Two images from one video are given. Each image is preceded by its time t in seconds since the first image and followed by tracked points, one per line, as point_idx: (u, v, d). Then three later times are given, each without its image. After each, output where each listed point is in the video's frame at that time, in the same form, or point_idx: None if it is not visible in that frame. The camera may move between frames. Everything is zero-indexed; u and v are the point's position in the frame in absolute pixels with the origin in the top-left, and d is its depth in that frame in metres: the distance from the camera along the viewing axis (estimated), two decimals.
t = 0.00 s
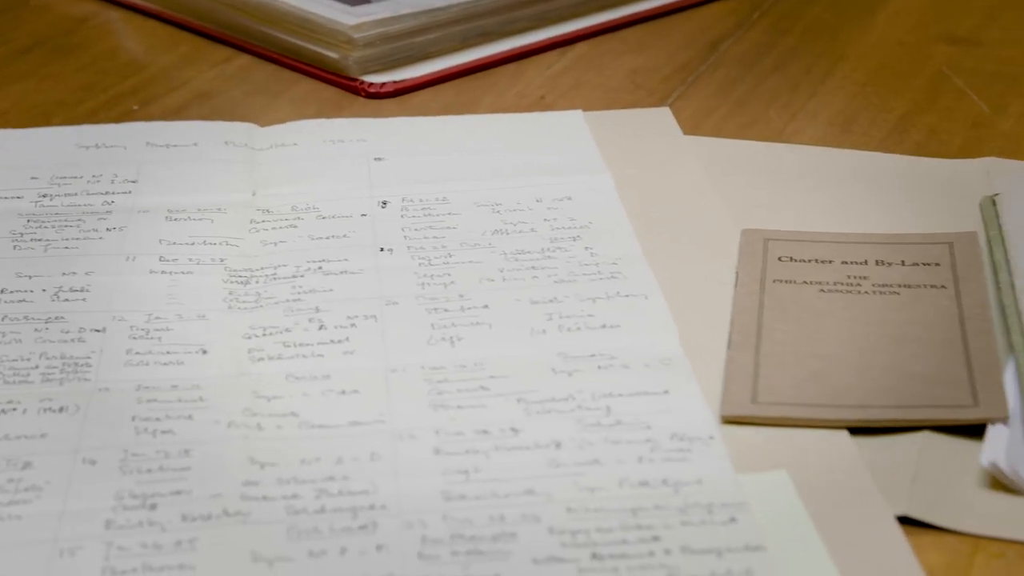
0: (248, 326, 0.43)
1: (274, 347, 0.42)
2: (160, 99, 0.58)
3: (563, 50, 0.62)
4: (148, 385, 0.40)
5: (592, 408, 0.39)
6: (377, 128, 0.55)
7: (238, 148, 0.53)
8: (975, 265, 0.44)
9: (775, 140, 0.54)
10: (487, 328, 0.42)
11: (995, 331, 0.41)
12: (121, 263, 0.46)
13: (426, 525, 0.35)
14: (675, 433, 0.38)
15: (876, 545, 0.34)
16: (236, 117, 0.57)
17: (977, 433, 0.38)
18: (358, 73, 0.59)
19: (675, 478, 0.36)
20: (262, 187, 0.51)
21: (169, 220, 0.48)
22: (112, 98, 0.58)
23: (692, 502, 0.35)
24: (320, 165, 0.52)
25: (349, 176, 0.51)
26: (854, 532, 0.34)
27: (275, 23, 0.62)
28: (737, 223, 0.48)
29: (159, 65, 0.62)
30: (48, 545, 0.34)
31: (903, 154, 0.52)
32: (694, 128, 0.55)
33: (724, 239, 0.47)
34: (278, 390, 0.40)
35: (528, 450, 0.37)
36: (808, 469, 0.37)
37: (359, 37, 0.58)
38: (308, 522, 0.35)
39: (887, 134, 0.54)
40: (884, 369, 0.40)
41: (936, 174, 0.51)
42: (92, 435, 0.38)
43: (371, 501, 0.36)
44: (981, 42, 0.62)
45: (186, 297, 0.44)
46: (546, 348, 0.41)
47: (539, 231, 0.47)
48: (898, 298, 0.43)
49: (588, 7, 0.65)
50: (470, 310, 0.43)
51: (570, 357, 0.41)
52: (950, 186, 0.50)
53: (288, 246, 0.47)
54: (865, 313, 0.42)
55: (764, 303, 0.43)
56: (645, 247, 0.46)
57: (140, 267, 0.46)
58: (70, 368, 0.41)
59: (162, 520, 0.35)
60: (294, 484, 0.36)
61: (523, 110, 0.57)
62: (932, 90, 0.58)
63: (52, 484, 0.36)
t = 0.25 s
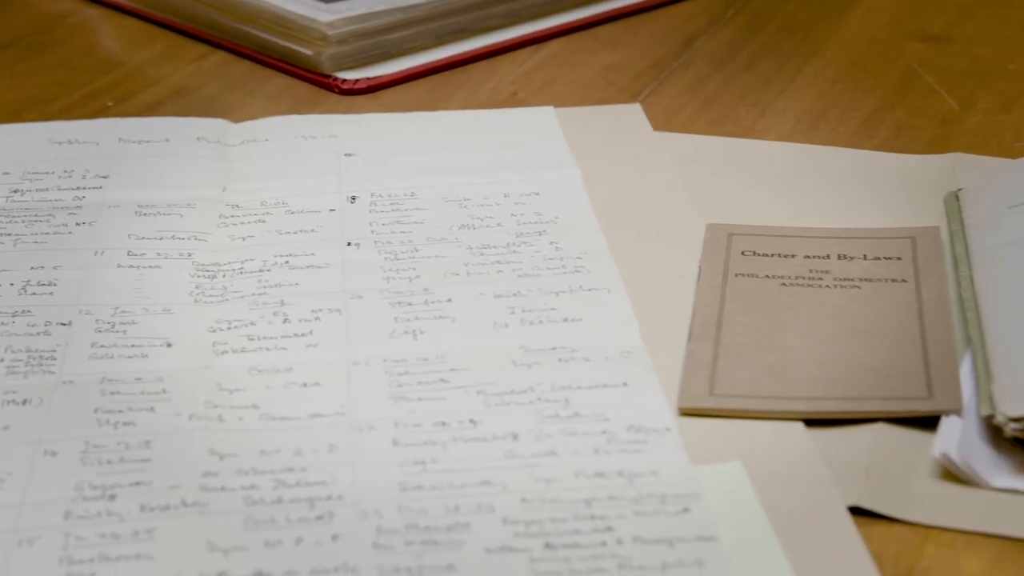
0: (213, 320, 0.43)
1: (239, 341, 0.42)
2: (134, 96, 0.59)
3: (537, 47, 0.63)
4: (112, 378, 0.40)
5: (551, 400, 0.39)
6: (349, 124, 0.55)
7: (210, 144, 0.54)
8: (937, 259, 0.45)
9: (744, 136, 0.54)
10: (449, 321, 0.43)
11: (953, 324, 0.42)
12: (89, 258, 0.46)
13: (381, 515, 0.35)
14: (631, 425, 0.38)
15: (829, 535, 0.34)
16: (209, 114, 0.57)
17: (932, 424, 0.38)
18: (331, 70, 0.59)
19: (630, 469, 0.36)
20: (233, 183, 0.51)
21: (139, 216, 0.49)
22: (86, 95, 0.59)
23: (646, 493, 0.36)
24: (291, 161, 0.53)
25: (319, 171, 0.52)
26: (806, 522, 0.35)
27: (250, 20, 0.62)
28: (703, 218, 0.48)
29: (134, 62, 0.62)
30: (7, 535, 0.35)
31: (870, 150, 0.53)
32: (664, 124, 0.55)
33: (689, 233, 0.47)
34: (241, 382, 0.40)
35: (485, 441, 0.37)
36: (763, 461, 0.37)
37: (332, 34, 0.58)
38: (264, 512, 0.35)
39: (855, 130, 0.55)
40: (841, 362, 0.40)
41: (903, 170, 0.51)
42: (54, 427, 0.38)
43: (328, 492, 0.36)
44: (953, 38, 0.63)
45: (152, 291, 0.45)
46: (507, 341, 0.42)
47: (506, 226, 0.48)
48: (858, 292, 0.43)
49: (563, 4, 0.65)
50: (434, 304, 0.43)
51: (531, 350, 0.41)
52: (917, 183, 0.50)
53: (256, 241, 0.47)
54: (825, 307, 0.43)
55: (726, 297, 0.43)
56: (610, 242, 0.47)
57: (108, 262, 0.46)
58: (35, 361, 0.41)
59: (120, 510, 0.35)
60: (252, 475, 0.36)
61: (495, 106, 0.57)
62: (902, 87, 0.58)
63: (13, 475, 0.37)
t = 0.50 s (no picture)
0: (179, 313, 0.44)
1: (203, 334, 0.42)
2: (109, 92, 0.59)
3: (511, 44, 0.63)
4: (76, 370, 0.41)
5: (509, 392, 0.39)
6: (320, 119, 0.56)
7: (182, 139, 0.54)
8: (898, 253, 0.45)
9: (714, 132, 0.54)
10: (412, 314, 0.43)
11: (911, 317, 0.42)
12: (57, 252, 0.47)
13: (337, 505, 0.35)
14: (588, 417, 0.38)
15: (779, 524, 0.35)
16: (182, 110, 0.57)
17: (886, 416, 0.39)
18: (305, 66, 0.59)
19: (585, 460, 0.37)
20: (204, 178, 0.51)
21: (108, 210, 0.49)
22: (61, 91, 0.59)
23: (600, 483, 0.36)
24: (262, 157, 0.53)
25: (289, 167, 0.52)
26: (757, 512, 0.35)
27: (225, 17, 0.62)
28: (668, 212, 0.48)
29: (110, 58, 0.62)
30: None
31: (837, 146, 0.53)
32: (634, 120, 0.56)
33: (654, 228, 0.48)
34: (203, 374, 0.41)
35: (443, 432, 0.38)
36: (717, 452, 0.37)
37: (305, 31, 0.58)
38: (221, 502, 0.36)
39: (824, 126, 0.55)
40: (798, 355, 0.40)
41: (869, 165, 0.51)
42: (16, 419, 0.39)
43: (285, 482, 0.36)
44: (925, 35, 0.63)
45: (119, 284, 0.45)
46: (469, 334, 0.42)
47: (472, 221, 0.48)
48: (819, 286, 0.44)
49: (539, 1, 0.66)
50: (397, 297, 0.44)
51: (492, 342, 0.41)
52: (883, 178, 0.50)
53: (224, 235, 0.48)
54: (785, 300, 0.43)
55: (687, 291, 0.44)
56: (575, 236, 0.47)
57: (76, 256, 0.46)
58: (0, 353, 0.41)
59: (78, 500, 0.36)
60: (210, 466, 0.37)
61: (467, 103, 0.57)
62: (872, 83, 0.58)
63: None
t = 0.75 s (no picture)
0: (142, 306, 0.44)
1: (165, 326, 0.43)
2: (82, 88, 0.59)
3: (484, 41, 0.63)
4: (37, 362, 0.41)
5: (466, 384, 0.40)
6: (291, 114, 0.56)
7: (153, 135, 0.54)
8: (857, 246, 0.45)
9: (681, 127, 0.55)
10: (373, 307, 0.43)
11: (867, 310, 0.42)
12: (24, 245, 0.47)
13: (290, 495, 0.36)
14: (543, 408, 0.39)
15: (727, 513, 0.35)
16: (154, 106, 0.58)
17: (839, 407, 0.39)
18: (278, 62, 0.60)
19: (538, 451, 0.37)
20: (172, 173, 0.52)
21: (76, 205, 0.49)
22: (35, 87, 0.59)
23: (552, 473, 0.36)
24: (231, 151, 0.53)
25: (258, 161, 0.52)
26: (706, 502, 0.35)
27: (199, 14, 0.62)
28: (632, 206, 0.49)
29: (84, 54, 0.62)
30: None
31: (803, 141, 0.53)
32: (602, 116, 0.56)
33: (617, 222, 0.48)
34: (164, 366, 0.41)
35: (398, 423, 0.38)
36: (669, 443, 0.38)
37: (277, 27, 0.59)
38: (176, 492, 0.36)
39: (791, 121, 0.55)
40: (754, 346, 0.41)
41: (834, 160, 0.51)
42: None
43: (240, 472, 0.36)
44: (895, 32, 0.63)
45: (84, 278, 0.45)
46: (428, 326, 0.42)
47: (437, 215, 0.48)
48: (777, 279, 0.44)
49: None
50: (359, 290, 0.44)
51: (451, 335, 0.42)
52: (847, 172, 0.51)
53: (190, 229, 0.48)
54: (743, 293, 0.43)
55: (647, 284, 0.44)
56: (538, 230, 0.47)
57: (42, 250, 0.47)
58: None
59: (35, 490, 0.36)
60: (167, 456, 0.37)
61: (438, 98, 0.58)
62: (840, 79, 0.59)
63: None
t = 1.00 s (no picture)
0: (108, 300, 0.44)
1: (130, 320, 0.43)
2: (57, 85, 0.60)
3: (458, 38, 0.64)
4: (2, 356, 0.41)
5: (426, 377, 0.40)
6: (263, 111, 0.56)
7: (126, 131, 0.55)
8: (819, 241, 0.46)
9: (651, 124, 0.55)
10: (337, 301, 0.44)
11: (826, 304, 0.43)
12: None
13: (247, 486, 0.36)
14: (501, 401, 0.39)
15: (679, 505, 0.35)
16: (129, 103, 0.58)
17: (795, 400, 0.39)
18: (252, 59, 0.60)
19: (494, 443, 0.37)
20: (144, 169, 0.52)
21: (47, 200, 0.50)
22: (10, 84, 0.60)
23: (507, 465, 0.37)
24: (203, 148, 0.54)
25: (229, 157, 0.53)
26: (659, 493, 0.36)
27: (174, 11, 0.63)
28: (598, 202, 0.49)
29: (61, 52, 0.63)
30: None
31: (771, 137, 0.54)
32: (573, 113, 0.56)
33: (583, 217, 0.48)
34: (127, 359, 0.41)
35: (357, 416, 0.38)
36: (625, 436, 0.38)
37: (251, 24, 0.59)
38: (135, 483, 0.36)
39: (760, 118, 0.55)
40: (712, 340, 0.41)
41: (800, 156, 0.52)
42: None
43: (199, 464, 0.37)
44: (867, 29, 0.63)
45: (52, 272, 0.46)
46: (391, 320, 0.43)
47: (404, 210, 0.49)
48: (739, 273, 0.44)
49: None
50: (324, 285, 0.44)
51: (413, 329, 0.42)
52: (813, 168, 0.51)
53: (159, 224, 0.48)
54: (704, 287, 0.44)
55: (609, 278, 0.44)
56: (504, 225, 0.48)
57: (11, 245, 0.47)
58: None
59: None
60: (127, 448, 0.38)
61: (410, 95, 0.58)
62: (811, 76, 0.59)
63: None
